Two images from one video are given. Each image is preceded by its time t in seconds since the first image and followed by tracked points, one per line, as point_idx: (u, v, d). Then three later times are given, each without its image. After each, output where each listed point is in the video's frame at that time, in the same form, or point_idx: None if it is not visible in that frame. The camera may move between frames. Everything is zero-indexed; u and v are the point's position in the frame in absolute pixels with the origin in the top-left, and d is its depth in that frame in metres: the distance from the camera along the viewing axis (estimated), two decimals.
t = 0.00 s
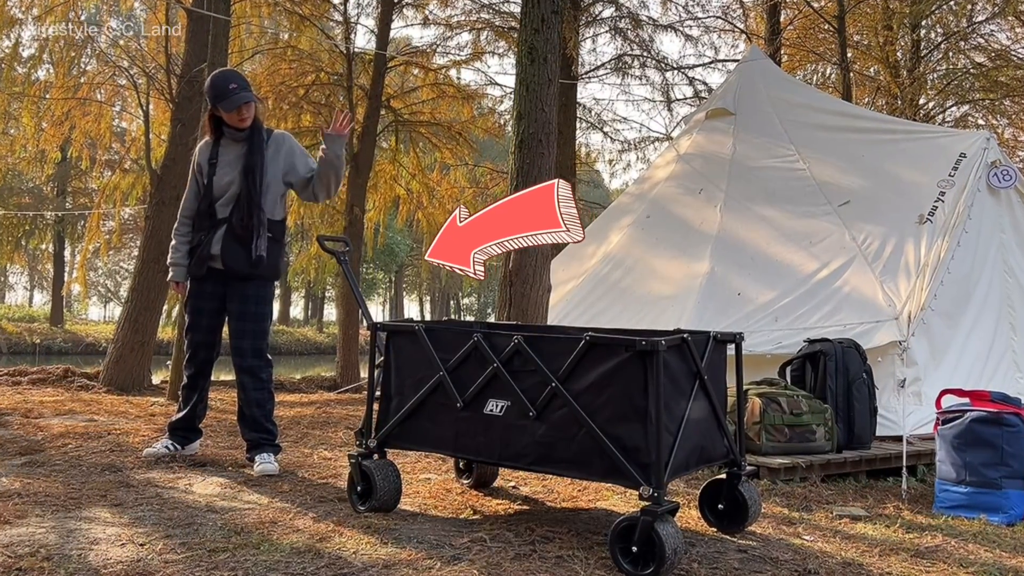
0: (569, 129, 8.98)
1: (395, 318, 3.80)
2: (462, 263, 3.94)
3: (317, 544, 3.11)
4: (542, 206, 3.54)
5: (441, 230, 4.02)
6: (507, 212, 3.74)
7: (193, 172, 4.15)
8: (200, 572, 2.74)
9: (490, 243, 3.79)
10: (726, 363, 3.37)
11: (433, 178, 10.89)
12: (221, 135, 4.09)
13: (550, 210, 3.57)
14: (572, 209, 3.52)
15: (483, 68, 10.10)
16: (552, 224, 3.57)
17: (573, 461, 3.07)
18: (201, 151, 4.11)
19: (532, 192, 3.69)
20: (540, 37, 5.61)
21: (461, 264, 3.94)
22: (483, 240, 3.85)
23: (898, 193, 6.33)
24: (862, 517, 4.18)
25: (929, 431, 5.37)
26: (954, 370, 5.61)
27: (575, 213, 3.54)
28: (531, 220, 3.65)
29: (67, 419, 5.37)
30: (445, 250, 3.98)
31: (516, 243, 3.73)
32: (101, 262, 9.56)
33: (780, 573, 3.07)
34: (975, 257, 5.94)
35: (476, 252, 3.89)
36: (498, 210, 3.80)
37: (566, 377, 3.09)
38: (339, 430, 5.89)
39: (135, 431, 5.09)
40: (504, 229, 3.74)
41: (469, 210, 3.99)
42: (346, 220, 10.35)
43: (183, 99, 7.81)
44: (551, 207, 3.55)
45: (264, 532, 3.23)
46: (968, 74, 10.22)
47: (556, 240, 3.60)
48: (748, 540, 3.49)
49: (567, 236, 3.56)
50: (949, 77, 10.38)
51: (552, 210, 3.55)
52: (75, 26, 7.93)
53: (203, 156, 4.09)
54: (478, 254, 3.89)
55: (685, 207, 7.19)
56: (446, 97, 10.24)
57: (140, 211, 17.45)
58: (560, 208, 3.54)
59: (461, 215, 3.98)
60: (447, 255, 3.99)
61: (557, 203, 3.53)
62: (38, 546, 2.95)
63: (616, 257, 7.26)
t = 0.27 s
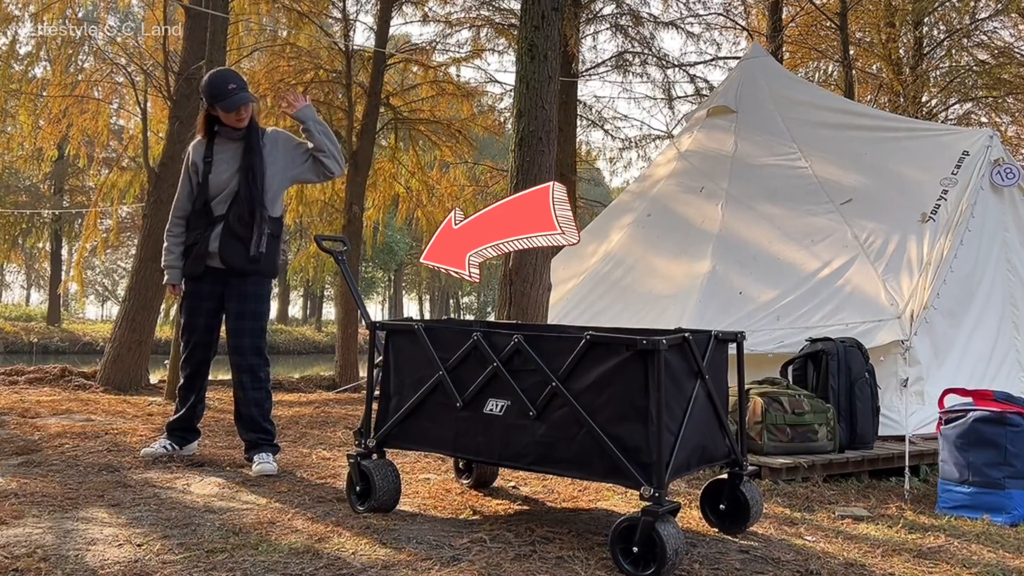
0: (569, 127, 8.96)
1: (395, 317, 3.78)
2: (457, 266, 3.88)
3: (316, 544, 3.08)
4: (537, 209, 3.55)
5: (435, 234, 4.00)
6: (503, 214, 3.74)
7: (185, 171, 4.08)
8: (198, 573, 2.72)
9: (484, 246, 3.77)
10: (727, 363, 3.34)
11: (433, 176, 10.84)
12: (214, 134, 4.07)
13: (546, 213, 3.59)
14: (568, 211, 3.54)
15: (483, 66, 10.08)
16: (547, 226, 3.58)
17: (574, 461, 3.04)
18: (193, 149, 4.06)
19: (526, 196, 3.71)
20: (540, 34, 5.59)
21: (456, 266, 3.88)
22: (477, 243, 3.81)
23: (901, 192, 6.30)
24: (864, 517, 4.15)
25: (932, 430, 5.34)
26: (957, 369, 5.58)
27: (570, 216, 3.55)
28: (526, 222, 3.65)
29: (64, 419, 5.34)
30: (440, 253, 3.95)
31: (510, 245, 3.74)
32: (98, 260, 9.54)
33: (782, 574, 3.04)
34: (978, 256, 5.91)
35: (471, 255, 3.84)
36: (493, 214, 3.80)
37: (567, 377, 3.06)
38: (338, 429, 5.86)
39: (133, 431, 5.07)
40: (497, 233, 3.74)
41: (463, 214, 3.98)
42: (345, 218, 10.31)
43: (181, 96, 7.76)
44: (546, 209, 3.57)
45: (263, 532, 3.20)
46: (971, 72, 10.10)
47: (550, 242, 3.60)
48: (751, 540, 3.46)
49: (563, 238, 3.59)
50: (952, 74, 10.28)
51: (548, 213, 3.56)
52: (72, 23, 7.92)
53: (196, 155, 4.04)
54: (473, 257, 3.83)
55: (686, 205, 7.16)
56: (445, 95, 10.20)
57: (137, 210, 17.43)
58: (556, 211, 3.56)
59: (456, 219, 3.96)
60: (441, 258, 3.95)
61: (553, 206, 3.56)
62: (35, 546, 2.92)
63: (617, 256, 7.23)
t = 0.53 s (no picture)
0: (569, 125, 8.94)
1: (394, 316, 3.74)
2: (474, 257, 3.88)
3: (314, 545, 3.05)
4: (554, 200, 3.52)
5: (452, 225, 3.95)
6: (519, 205, 3.71)
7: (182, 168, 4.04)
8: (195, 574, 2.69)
9: (502, 236, 3.75)
10: (729, 362, 3.31)
11: (433, 174, 10.80)
12: (213, 132, 4.03)
13: (563, 204, 3.56)
14: (585, 203, 3.50)
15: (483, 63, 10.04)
16: (564, 217, 3.55)
17: (574, 461, 3.01)
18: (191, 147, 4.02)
19: (543, 186, 3.67)
20: (540, 31, 5.56)
21: (473, 257, 3.89)
22: (494, 234, 3.80)
23: (903, 190, 6.27)
24: (867, 517, 4.12)
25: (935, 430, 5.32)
26: (960, 369, 5.56)
27: (587, 207, 3.52)
28: (542, 213, 3.63)
29: (62, 418, 5.31)
30: (457, 243, 3.93)
31: (525, 237, 3.72)
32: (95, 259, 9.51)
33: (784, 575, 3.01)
34: (981, 255, 5.88)
35: (488, 246, 3.84)
36: (507, 206, 3.76)
37: (567, 376, 3.03)
38: (337, 429, 5.83)
39: (131, 431, 5.04)
40: (515, 222, 3.71)
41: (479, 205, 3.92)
42: (344, 216, 10.28)
43: (179, 93, 7.75)
44: (563, 201, 3.54)
45: (261, 532, 3.17)
46: (974, 69, 10.17)
47: (567, 234, 3.57)
48: (753, 541, 3.43)
49: (579, 229, 3.55)
50: (956, 71, 10.31)
51: (565, 204, 3.54)
52: (69, 19, 7.94)
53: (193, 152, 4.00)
54: (491, 248, 3.84)
55: (687, 203, 7.13)
56: (445, 92, 10.16)
57: (135, 208, 17.41)
58: (573, 202, 3.53)
59: (473, 209, 3.91)
60: (458, 248, 3.94)
61: (570, 196, 3.51)
62: (31, 547, 2.89)
63: (617, 254, 7.20)
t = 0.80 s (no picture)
0: (569, 123, 8.91)
1: (393, 315, 3.71)
2: (465, 262, 3.88)
3: (313, 545, 3.02)
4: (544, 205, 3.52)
5: (441, 231, 3.93)
6: (509, 210, 3.69)
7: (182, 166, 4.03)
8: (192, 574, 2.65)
9: (493, 241, 3.73)
10: (730, 361, 3.28)
11: (432, 172, 10.78)
12: (212, 129, 4.01)
13: (553, 209, 3.55)
14: (575, 208, 3.51)
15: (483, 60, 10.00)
16: (555, 222, 3.56)
17: (575, 461, 2.98)
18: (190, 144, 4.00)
19: (533, 191, 3.65)
20: (540, 28, 5.53)
21: (463, 262, 3.89)
22: (485, 239, 3.79)
23: (906, 188, 6.24)
24: (869, 517, 4.09)
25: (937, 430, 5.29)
26: (963, 368, 5.54)
27: (577, 213, 3.52)
28: (532, 219, 3.62)
29: (59, 418, 5.28)
30: (448, 249, 3.90)
31: (517, 241, 3.71)
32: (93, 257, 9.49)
33: None
34: (984, 253, 5.86)
35: (479, 252, 3.84)
36: (497, 211, 3.74)
37: (567, 375, 3.00)
38: (336, 429, 5.80)
39: (128, 430, 5.01)
40: (506, 227, 3.69)
41: (470, 209, 3.89)
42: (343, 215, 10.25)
43: (177, 91, 7.74)
44: (554, 206, 3.53)
45: (259, 533, 3.14)
46: (977, 66, 10.22)
47: (557, 238, 3.58)
48: (755, 541, 3.40)
49: (569, 234, 3.56)
50: (959, 68, 10.38)
51: (556, 209, 3.53)
52: (66, 16, 7.92)
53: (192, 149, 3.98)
54: (481, 253, 3.84)
55: (688, 202, 7.10)
56: (444, 90, 10.12)
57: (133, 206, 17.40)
58: (564, 207, 3.52)
59: (464, 214, 3.88)
60: (449, 253, 3.92)
61: (561, 202, 3.51)
62: (27, 548, 2.86)
63: (618, 252, 7.17)
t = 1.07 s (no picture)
0: (569, 120, 8.88)
1: (392, 314, 3.68)
2: (456, 267, 3.81)
3: (312, 546, 2.99)
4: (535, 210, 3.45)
5: (434, 234, 3.91)
6: (500, 215, 3.64)
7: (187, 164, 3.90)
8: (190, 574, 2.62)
9: (484, 246, 3.67)
10: (731, 360, 3.25)
11: (431, 170, 10.77)
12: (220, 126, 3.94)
13: (544, 214, 3.48)
14: (566, 212, 3.43)
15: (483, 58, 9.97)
16: (546, 228, 3.47)
17: (575, 461, 2.95)
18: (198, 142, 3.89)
19: (526, 196, 3.62)
20: (540, 25, 5.52)
21: (455, 267, 3.82)
22: (477, 243, 3.72)
23: (909, 186, 6.22)
24: (872, 518, 4.06)
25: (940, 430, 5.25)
26: (965, 368, 5.52)
27: (568, 217, 3.44)
28: (524, 224, 3.55)
29: (55, 417, 5.25)
30: (438, 253, 3.89)
31: (508, 247, 3.64)
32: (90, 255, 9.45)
33: None
34: (987, 251, 5.84)
35: (470, 256, 3.76)
36: (491, 215, 3.69)
37: (568, 375, 2.97)
38: (336, 428, 5.76)
39: (126, 430, 4.98)
40: (496, 233, 3.63)
41: (461, 214, 3.86)
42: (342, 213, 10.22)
43: (174, 88, 7.72)
44: (545, 211, 3.46)
45: (257, 533, 3.11)
46: (981, 64, 10.17)
47: (549, 244, 3.50)
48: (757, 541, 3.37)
49: (560, 239, 3.48)
50: (961, 66, 10.36)
51: (546, 214, 3.45)
52: (63, 13, 7.85)
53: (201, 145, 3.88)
54: (471, 258, 3.75)
55: (690, 199, 7.07)
56: (444, 87, 10.10)
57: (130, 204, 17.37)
58: (555, 212, 3.46)
59: (454, 219, 3.86)
60: (440, 259, 3.89)
61: (551, 207, 3.46)
62: (24, 548, 2.83)
63: (619, 251, 7.14)
